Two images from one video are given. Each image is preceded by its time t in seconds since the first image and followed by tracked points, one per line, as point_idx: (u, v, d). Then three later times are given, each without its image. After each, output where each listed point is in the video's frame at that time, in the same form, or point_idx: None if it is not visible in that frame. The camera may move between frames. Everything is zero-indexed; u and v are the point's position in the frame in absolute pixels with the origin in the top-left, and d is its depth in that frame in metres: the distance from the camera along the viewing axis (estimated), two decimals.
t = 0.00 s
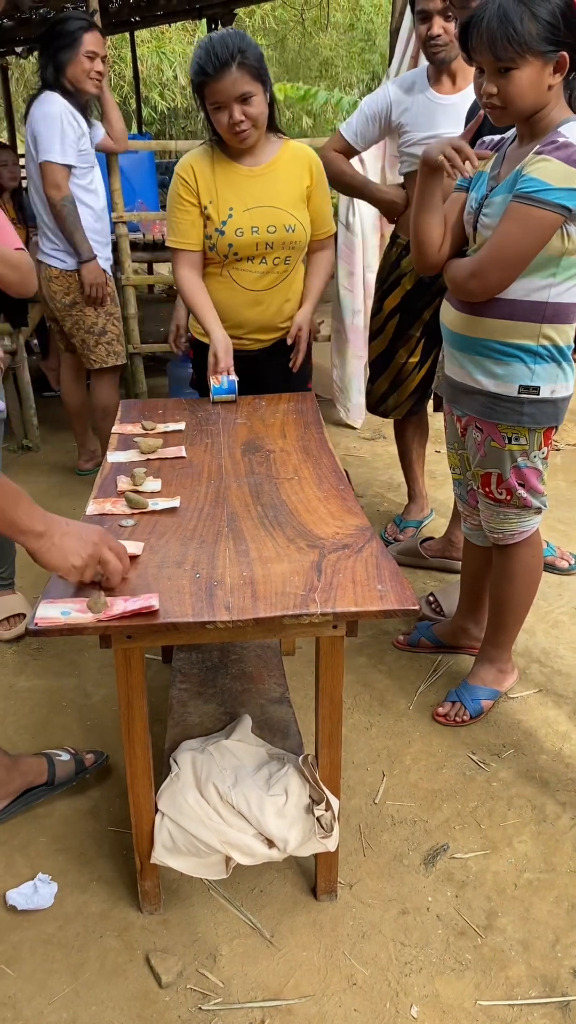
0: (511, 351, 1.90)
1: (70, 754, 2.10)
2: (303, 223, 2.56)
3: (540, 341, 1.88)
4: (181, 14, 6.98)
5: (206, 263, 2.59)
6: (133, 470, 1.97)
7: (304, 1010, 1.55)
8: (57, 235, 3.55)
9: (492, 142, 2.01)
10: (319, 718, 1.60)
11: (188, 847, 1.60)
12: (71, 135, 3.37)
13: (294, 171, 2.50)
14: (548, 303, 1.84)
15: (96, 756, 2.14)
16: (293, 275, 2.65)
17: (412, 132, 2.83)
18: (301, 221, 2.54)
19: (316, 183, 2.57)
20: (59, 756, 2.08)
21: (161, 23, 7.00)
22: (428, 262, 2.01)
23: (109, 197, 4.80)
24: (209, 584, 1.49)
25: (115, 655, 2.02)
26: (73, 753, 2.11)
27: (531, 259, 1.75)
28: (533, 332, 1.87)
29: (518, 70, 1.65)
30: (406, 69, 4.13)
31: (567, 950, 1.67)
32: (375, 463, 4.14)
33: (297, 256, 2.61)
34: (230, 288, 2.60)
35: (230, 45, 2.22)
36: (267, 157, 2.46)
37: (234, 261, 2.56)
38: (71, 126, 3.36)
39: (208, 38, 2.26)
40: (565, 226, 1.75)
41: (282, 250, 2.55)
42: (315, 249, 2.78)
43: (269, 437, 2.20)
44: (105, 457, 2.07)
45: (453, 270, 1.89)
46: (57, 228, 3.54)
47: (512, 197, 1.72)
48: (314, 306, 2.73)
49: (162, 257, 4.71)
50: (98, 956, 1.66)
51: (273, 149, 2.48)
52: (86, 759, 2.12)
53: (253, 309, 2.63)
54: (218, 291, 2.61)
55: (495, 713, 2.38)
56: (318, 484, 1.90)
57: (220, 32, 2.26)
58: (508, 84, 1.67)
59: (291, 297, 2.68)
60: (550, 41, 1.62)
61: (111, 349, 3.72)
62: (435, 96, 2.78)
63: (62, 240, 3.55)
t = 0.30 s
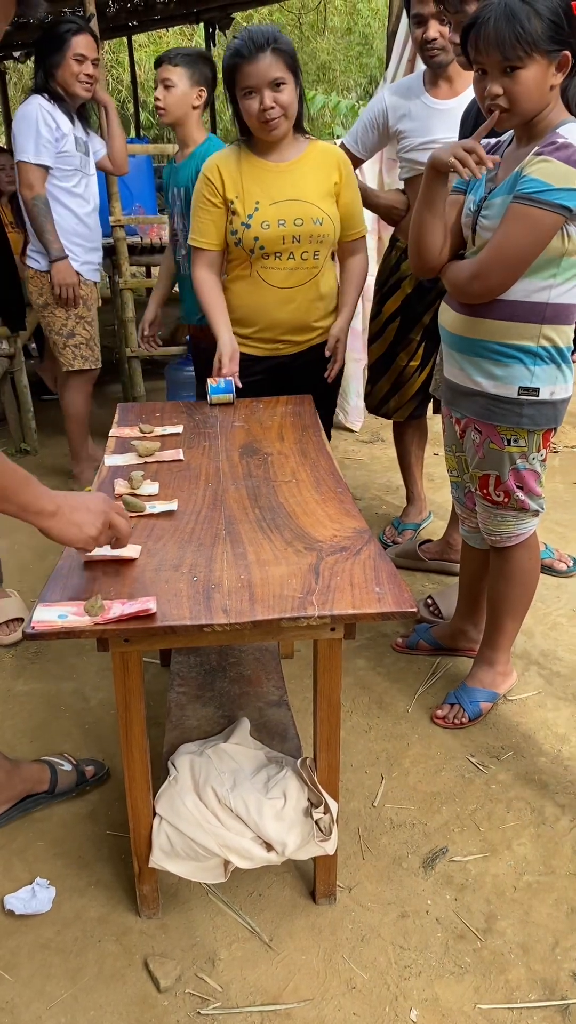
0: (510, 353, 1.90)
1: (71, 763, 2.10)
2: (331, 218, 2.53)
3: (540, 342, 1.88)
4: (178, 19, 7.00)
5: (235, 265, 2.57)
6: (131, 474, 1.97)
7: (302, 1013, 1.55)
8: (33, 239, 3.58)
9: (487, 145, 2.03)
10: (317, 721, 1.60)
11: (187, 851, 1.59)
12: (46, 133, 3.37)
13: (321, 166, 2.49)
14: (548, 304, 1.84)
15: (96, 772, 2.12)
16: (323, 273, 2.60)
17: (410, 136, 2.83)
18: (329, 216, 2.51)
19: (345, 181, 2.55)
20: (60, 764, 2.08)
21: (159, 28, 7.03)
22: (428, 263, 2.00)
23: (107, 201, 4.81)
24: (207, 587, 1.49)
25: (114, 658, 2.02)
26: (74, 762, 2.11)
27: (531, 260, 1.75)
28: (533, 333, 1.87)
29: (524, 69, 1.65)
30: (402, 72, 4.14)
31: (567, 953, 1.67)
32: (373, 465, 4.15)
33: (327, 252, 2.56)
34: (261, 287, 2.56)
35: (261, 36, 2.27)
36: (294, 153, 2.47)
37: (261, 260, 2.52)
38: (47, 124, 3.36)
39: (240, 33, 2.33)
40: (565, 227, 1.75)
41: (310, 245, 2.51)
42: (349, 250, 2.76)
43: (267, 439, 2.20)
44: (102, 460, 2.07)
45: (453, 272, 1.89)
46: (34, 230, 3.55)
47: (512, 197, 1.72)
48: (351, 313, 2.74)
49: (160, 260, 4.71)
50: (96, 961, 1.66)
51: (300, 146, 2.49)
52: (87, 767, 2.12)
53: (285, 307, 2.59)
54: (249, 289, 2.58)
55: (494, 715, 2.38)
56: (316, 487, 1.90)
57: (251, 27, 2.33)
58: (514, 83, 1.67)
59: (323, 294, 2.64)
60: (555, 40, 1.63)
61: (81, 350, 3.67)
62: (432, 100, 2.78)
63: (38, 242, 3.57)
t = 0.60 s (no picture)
0: (507, 357, 1.91)
1: (71, 766, 2.10)
2: (348, 222, 2.52)
3: (536, 346, 1.88)
4: (176, 23, 7.02)
5: (251, 267, 2.58)
6: (130, 477, 1.97)
7: (302, 1017, 1.55)
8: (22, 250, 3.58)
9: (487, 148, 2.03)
10: (316, 724, 1.60)
11: (186, 855, 1.59)
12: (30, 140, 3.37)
13: (341, 170, 2.49)
14: (544, 308, 1.84)
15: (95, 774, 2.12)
16: (338, 277, 2.59)
17: (408, 138, 2.83)
18: (345, 221, 2.50)
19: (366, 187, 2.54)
20: (60, 767, 2.08)
21: (157, 32, 7.06)
22: (429, 266, 1.99)
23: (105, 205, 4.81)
24: (206, 591, 1.48)
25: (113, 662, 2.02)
26: (74, 766, 2.11)
27: (528, 262, 1.75)
28: (529, 337, 1.88)
29: (532, 68, 1.65)
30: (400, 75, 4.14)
31: (567, 956, 1.67)
32: (372, 468, 4.15)
33: (342, 256, 2.55)
34: (274, 289, 2.56)
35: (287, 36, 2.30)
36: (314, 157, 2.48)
37: (276, 261, 2.52)
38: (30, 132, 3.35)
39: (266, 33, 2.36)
40: (561, 231, 1.75)
41: (324, 248, 2.50)
42: (371, 256, 2.75)
43: (265, 443, 2.20)
44: (101, 463, 2.08)
45: (450, 275, 1.90)
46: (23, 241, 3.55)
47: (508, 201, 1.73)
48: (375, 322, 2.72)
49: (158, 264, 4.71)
50: (96, 965, 1.65)
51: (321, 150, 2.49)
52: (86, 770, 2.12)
53: (298, 310, 2.58)
54: (264, 291, 2.58)
55: (493, 718, 2.38)
56: (314, 490, 1.90)
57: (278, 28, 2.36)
58: (521, 84, 1.67)
59: (337, 298, 2.63)
60: (560, 41, 1.65)
61: (68, 365, 3.69)
62: (431, 104, 2.79)
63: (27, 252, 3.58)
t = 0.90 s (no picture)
0: (503, 360, 1.92)
1: (71, 770, 2.10)
2: (357, 227, 2.52)
3: (531, 349, 1.89)
4: (176, 28, 7.05)
5: (259, 267, 2.60)
6: (130, 480, 1.97)
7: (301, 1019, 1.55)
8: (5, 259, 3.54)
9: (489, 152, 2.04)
10: (316, 726, 1.60)
11: (186, 856, 1.59)
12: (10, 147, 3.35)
13: (352, 174, 2.49)
14: (539, 311, 1.85)
15: (95, 778, 2.12)
16: (344, 282, 2.60)
17: (403, 139, 2.84)
18: (354, 225, 2.51)
19: (376, 192, 2.54)
20: (60, 771, 2.08)
21: (157, 36, 7.08)
22: (427, 268, 2.01)
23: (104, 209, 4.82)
24: (206, 594, 1.49)
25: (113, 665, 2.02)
26: (74, 769, 2.11)
27: (523, 265, 1.76)
28: (524, 340, 1.88)
29: (523, 77, 1.66)
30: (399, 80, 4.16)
31: (567, 958, 1.67)
32: (371, 471, 4.16)
33: (350, 261, 2.56)
34: (280, 290, 2.57)
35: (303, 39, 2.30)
36: (327, 160, 2.48)
37: (282, 262, 2.53)
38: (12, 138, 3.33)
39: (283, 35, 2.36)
40: (556, 234, 1.75)
41: (331, 252, 2.50)
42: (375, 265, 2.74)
43: (265, 446, 2.21)
44: (101, 467, 2.08)
45: (446, 277, 1.91)
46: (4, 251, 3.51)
47: (504, 204, 1.74)
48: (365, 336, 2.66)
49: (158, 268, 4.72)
50: (96, 968, 1.65)
51: (334, 153, 2.50)
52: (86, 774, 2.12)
53: (304, 312, 2.59)
54: (271, 292, 2.59)
55: (493, 721, 2.38)
56: (314, 493, 1.91)
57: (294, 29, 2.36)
58: (512, 93, 1.68)
59: (343, 301, 2.63)
60: (554, 50, 1.65)
61: (48, 376, 3.67)
62: (429, 107, 2.81)
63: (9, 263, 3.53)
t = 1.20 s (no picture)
0: (499, 364, 1.93)
1: (71, 773, 2.10)
2: (359, 232, 2.54)
3: (526, 354, 1.90)
4: (175, 32, 7.08)
5: (261, 272, 2.60)
6: (130, 484, 1.98)
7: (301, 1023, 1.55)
8: None
9: (488, 156, 2.05)
10: (315, 730, 1.60)
11: (186, 859, 1.60)
12: None
13: (354, 179, 2.50)
14: (533, 316, 1.85)
15: (95, 780, 2.13)
16: (346, 286, 2.61)
17: (404, 146, 2.86)
18: (356, 230, 2.52)
19: (378, 197, 2.55)
20: (60, 774, 2.09)
21: (157, 41, 7.11)
22: (425, 272, 2.03)
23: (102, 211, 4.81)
24: (205, 597, 1.49)
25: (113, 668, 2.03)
26: (74, 772, 2.11)
27: (517, 270, 1.76)
28: (519, 345, 1.89)
29: (521, 81, 1.67)
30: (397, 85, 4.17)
31: (566, 960, 1.67)
32: (371, 474, 4.17)
33: (353, 266, 2.57)
34: (283, 295, 2.58)
35: (303, 45, 2.30)
36: (328, 166, 2.49)
37: (285, 267, 2.54)
38: None
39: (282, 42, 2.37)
40: (551, 240, 1.76)
41: (334, 257, 2.52)
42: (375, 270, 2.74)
43: (265, 450, 2.21)
44: (101, 471, 2.08)
45: (441, 282, 1.92)
46: None
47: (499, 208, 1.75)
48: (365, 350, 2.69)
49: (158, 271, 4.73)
50: (96, 971, 1.66)
51: (335, 158, 2.51)
52: (86, 777, 2.12)
53: (305, 317, 2.60)
54: (273, 298, 2.60)
55: (492, 723, 2.38)
56: (314, 496, 1.91)
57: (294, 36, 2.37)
58: (509, 96, 1.70)
59: (345, 306, 2.65)
60: (554, 55, 1.65)
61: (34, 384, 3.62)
62: (428, 113, 2.82)
63: None
